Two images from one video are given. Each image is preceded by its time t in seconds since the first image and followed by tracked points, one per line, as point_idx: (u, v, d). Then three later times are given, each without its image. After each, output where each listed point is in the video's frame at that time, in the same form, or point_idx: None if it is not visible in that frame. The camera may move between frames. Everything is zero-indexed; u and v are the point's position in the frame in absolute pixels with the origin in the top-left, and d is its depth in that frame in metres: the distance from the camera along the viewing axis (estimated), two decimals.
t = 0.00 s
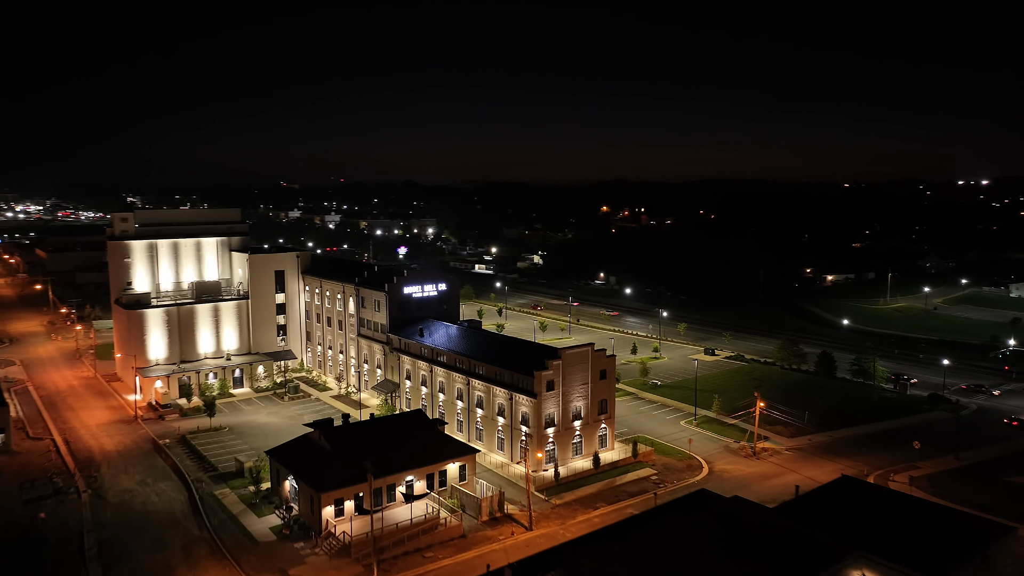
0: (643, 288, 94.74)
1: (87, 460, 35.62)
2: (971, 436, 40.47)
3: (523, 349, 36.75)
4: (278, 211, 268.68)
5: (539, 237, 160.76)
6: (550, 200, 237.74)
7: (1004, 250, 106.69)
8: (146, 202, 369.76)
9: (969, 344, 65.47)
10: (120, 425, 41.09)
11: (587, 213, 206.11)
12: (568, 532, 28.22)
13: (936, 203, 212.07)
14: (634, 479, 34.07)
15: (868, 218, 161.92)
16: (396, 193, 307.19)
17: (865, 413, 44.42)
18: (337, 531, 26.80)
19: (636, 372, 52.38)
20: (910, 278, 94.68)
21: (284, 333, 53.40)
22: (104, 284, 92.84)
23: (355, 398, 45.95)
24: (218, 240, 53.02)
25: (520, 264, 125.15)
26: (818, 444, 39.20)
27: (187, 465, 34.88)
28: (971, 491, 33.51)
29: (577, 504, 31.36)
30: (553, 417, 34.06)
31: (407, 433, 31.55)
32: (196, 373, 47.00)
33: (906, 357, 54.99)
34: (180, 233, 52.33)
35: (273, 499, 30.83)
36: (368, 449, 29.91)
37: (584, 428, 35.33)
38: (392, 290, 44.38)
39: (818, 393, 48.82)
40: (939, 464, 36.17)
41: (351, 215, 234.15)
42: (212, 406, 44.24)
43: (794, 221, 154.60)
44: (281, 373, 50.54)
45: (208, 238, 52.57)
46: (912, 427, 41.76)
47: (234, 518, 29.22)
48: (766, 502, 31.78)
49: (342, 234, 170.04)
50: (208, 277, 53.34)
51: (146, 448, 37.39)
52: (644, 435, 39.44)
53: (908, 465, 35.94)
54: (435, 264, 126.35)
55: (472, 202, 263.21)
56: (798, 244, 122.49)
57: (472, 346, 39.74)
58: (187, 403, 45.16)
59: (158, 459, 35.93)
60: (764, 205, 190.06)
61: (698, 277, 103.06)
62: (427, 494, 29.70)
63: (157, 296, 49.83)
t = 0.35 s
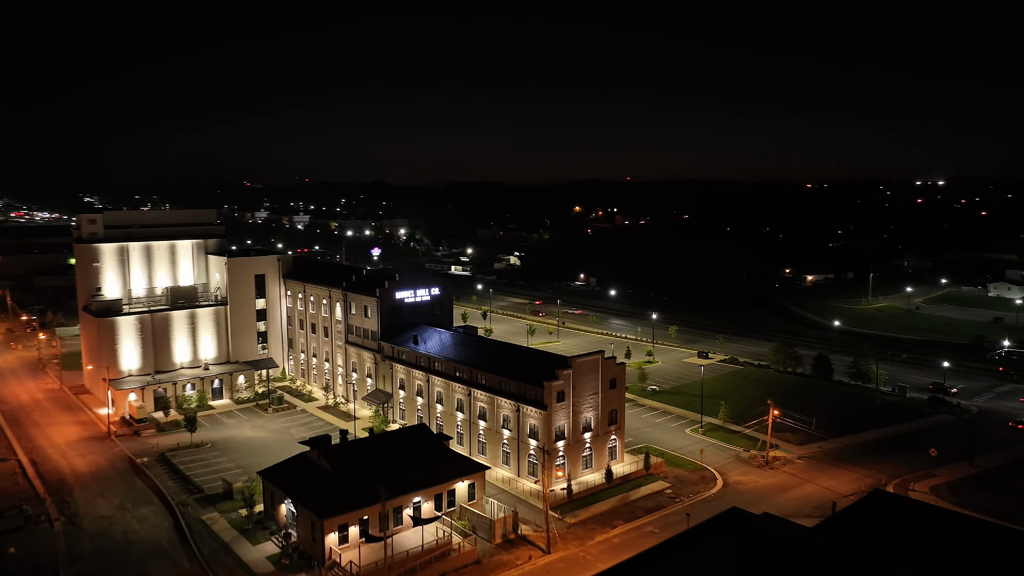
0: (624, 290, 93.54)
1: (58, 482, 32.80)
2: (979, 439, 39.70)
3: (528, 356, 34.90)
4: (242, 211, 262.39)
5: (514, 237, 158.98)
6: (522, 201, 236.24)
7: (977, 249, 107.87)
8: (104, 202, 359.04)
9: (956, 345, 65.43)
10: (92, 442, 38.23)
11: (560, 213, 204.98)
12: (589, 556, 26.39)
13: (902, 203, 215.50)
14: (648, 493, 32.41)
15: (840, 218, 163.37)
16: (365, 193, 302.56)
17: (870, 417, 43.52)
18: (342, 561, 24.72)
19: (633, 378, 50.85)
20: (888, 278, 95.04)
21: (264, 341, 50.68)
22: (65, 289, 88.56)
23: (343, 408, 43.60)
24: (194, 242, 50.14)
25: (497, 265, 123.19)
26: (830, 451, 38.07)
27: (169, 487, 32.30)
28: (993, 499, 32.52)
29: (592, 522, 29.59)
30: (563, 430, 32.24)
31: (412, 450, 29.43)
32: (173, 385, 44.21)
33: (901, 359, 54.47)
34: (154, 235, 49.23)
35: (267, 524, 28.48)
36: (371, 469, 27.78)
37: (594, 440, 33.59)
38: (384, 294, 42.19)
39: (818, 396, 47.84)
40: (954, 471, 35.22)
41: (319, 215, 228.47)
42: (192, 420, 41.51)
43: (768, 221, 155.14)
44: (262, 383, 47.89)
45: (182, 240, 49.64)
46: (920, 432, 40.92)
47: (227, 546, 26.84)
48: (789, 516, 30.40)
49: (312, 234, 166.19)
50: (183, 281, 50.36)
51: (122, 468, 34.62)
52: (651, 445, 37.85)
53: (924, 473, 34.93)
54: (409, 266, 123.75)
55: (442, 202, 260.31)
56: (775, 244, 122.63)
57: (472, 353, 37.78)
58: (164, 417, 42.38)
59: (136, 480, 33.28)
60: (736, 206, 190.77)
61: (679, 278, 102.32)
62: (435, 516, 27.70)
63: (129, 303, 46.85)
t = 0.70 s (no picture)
0: (608, 291, 92.42)
1: (30, 505, 30.35)
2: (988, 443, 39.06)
3: (534, 364, 33.32)
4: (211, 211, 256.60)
5: (491, 238, 157.30)
6: (497, 201, 234.66)
7: (955, 249, 108.87)
8: (65, 202, 349.05)
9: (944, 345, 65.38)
10: (66, 459, 35.74)
11: (536, 214, 203.73)
12: None
13: (873, 203, 218.24)
14: (662, 507, 31.01)
15: (816, 219, 164.43)
16: (337, 192, 298.18)
17: (875, 422, 42.74)
18: None
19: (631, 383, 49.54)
20: (869, 278, 95.33)
21: (247, 348, 48.35)
22: (28, 293, 84.71)
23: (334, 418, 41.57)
24: (172, 244, 47.67)
25: (476, 266, 121.37)
26: (840, 458, 37.08)
27: (153, 509, 30.09)
28: (1014, 506, 31.64)
29: (609, 540, 28.05)
30: (574, 442, 30.69)
31: (418, 467, 27.58)
32: (151, 397, 41.76)
33: (897, 361, 53.99)
34: (128, 238, 46.62)
35: (263, 549, 26.46)
36: (377, 488, 25.96)
37: (605, 452, 32.10)
38: (377, 299, 40.25)
39: (820, 399, 46.98)
40: (969, 477, 34.39)
41: (291, 215, 224.15)
42: (173, 434, 39.16)
43: (745, 221, 155.44)
44: (246, 393, 45.62)
45: (159, 243, 47.14)
46: (928, 437, 40.19)
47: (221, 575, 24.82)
48: (811, 529, 29.25)
49: (284, 235, 162.60)
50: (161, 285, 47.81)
51: (100, 488, 32.22)
52: (659, 455, 36.51)
53: (940, 480, 34.03)
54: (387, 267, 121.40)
55: (416, 203, 257.48)
56: (756, 244, 122.65)
57: (472, 360, 36.04)
58: (142, 431, 39.96)
59: (117, 501, 30.98)
60: (712, 206, 191.40)
61: (661, 279, 101.58)
62: (446, 537, 25.97)
63: (103, 310, 44.23)
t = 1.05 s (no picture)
0: (590, 293, 91.03)
1: None
2: (997, 447, 38.40)
3: (544, 374, 31.49)
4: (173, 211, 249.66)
5: (465, 239, 155.06)
6: (468, 202, 232.34)
7: (928, 248, 109.88)
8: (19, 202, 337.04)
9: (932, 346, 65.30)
10: (34, 483, 32.85)
11: (508, 214, 202.02)
12: None
13: (840, 202, 220.81)
14: (682, 524, 29.42)
15: (788, 219, 165.30)
16: (304, 192, 292.60)
17: (881, 427, 41.91)
18: None
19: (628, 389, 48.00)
20: (848, 278, 95.56)
21: (226, 357, 45.60)
22: None
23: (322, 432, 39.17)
24: (144, 248, 44.80)
25: (452, 267, 119.12)
26: (854, 467, 35.96)
27: (135, 538, 27.52)
28: None
29: (632, 562, 26.34)
30: (590, 457, 28.90)
31: (429, 489, 25.56)
32: (125, 412, 38.92)
33: (892, 364, 53.49)
34: (97, 242, 43.54)
35: None
36: (388, 514, 23.86)
37: (620, 466, 30.40)
38: (370, 306, 38.05)
39: (822, 404, 45.99)
40: (988, 484, 33.49)
41: (257, 216, 219.01)
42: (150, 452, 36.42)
43: (719, 221, 155.55)
44: (226, 406, 42.95)
45: (131, 246, 44.24)
46: (936, 442, 39.41)
47: None
48: (840, 546, 27.90)
49: (252, 236, 158.30)
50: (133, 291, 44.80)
51: (74, 516, 29.49)
52: (669, 467, 34.97)
53: (960, 488, 33.05)
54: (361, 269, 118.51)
55: (385, 203, 253.75)
56: (733, 245, 122.47)
57: (474, 370, 34.04)
58: (116, 449, 37.13)
59: (93, 530, 28.32)
60: (684, 206, 191.83)
61: (642, 281, 100.64)
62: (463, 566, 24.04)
63: (71, 318, 41.14)
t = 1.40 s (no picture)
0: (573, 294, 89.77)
1: None
2: (1006, 451, 37.76)
3: (554, 384, 29.92)
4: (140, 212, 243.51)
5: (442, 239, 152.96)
6: (443, 202, 230.03)
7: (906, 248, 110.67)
8: None
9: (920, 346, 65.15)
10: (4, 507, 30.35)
11: (484, 214, 200.32)
12: None
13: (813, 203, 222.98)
14: (703, 540, 28.08)
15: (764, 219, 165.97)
16: (275, 192, 287.45)
17: (887, 431, 41.11)
18: None
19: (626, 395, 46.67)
20: (830, 278, 95.64)
21: (208, 366, 43.25)
22: None
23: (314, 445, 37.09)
24: (119, 251, 42.26)
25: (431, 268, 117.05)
26: (868, 474, 34.98)
27: (119, 567, 25.32)
28: None
29: None
30: (607, 472, 27.41)
31: (442, 509, 23.81)
32: (101, 426, 36.46)
33: (888, 366, 52.98)
34: (69, 244, 40.83)
35: None
36: (401, 539, 22.06)
37: (636, 480, 28.97)
38: (365, 312, 36.11)
39: (824, 407, 45.09)
40: (1006, 491, 32.69)
41: (227, 216, 214.42)
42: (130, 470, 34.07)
43: (698, 222, 155.48)
44: (209, 418, 40.66)
45: (105, 249, 41.68)
46: (945, 446, 38.67)
47: None
48: (868, 561, 26.76)
49: (224, 237, 154.56)
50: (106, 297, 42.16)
51: (49, 544, 27.14)
52: (681, 478, 33.64)
53: (979, 496, 32.17)
54: (338, 270, 115.92)
55: (358, 203, 250.33)
56: (712, 245, 122.31)
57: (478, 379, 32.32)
58: (92, 467, 34.69)
59: (72, 560, 26.04)
60: (660, 206, 191.91)
61: (624, 282, 99.70)
62: None
63: (40, 326, 38.44)
